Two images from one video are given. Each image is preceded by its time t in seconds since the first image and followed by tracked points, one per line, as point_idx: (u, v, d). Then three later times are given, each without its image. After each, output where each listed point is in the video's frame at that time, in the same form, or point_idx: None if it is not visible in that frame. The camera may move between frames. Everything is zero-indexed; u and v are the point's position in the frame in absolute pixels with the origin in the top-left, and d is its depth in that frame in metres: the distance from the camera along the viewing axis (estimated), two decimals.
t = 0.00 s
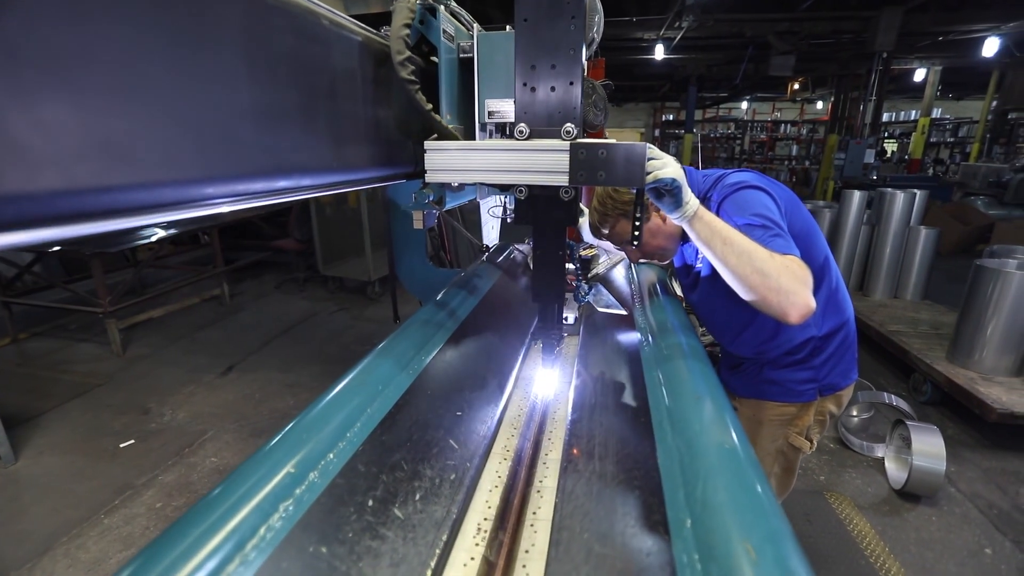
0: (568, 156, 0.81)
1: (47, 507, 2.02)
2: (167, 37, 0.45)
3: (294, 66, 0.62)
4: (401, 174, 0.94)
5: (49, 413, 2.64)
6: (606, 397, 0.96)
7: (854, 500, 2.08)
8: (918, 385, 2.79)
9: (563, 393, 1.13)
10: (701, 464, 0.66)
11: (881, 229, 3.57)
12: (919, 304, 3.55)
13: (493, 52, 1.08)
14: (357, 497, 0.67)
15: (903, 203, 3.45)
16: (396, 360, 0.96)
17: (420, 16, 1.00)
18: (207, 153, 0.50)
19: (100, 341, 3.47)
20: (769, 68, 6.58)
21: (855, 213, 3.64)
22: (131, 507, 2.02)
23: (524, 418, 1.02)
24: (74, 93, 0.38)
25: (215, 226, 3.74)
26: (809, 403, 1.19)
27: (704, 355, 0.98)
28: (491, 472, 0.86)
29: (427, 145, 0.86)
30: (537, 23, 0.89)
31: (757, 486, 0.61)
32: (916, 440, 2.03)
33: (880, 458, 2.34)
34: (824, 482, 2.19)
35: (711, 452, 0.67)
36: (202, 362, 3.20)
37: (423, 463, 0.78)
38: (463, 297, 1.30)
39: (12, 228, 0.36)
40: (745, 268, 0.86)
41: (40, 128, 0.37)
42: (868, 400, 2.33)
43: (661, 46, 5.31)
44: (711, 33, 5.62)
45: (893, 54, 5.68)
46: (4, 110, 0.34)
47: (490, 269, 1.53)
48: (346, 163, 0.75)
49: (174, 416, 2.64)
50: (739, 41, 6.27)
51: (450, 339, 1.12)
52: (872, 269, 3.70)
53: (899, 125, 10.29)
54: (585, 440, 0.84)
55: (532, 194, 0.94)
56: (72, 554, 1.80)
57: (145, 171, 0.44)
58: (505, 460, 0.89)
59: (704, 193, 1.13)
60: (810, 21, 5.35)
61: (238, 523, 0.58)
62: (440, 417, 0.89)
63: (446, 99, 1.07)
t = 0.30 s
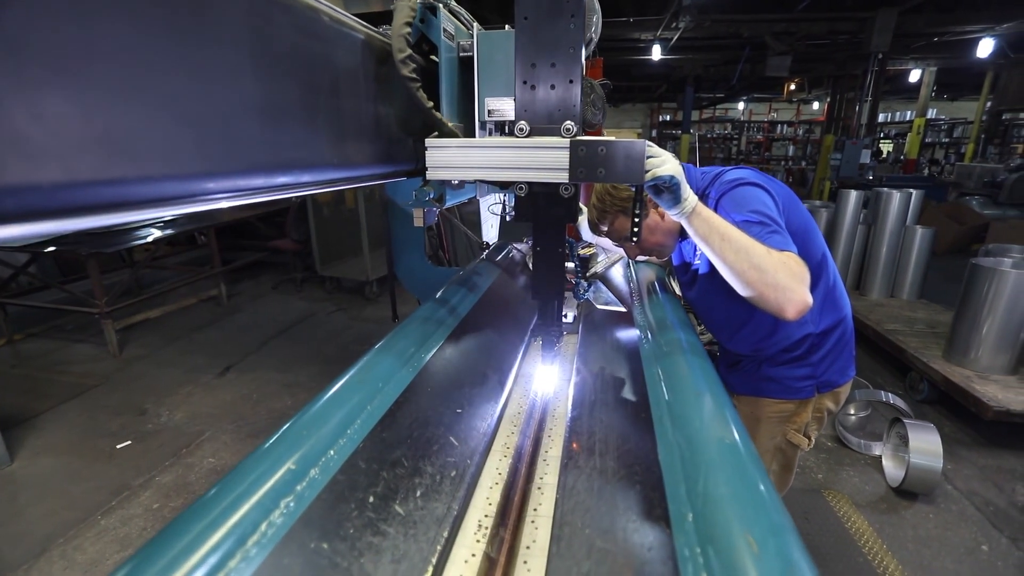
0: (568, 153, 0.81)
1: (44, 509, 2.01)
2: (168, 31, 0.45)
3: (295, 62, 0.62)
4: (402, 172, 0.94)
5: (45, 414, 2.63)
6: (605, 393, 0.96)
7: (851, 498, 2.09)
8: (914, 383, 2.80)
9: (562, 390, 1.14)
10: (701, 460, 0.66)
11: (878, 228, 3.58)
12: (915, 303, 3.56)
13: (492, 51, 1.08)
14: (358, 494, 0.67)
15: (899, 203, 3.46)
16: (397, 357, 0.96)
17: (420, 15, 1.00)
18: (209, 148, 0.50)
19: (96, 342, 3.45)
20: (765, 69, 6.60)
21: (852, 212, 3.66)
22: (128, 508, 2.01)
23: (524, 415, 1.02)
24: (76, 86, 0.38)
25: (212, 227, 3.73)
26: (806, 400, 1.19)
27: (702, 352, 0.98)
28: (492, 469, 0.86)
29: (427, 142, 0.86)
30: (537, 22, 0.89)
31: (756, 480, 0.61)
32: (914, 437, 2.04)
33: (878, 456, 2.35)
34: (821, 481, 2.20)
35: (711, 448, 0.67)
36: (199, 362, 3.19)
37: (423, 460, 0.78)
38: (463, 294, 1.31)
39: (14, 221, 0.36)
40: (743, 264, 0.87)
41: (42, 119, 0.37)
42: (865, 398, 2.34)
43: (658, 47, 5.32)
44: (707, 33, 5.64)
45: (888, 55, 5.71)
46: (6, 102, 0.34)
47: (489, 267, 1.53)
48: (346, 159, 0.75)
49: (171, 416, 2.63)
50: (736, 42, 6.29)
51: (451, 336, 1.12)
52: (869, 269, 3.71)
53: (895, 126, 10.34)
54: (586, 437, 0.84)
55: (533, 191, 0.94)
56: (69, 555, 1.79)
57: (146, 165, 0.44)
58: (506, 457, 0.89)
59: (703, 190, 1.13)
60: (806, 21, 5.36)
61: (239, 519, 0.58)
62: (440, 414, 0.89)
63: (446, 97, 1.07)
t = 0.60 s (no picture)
0: (567, 149, 0.80)
1: (40, 509, 2.00)
2: (164, 22, 0.44)
3: (293, 55, 0.61)
4: (401, 169, 0.94)
5: (42, 415, 2.61)
6: (605, 390, 0.96)
7: (850, 497, 2.09)
8: (912, 382, 2.80)
9: (561, 387, 1.13)
10: (701, 455, 0.66)
11: (875, 228, 3.59)
12: (912, 302, 3.57)
13: (491, 48, 1.08)
14: (357, 491, 0.67)
15: (896, 203, 3.47)
16: (395, 353, 0.96)
17: (420, 12, 0.99)
18: (206, 140, 0.50)
19: (93, 343, 3.43)
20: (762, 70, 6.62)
21: (849, 212, 3.67)
22: (125, 508, 2.00)
23: (524, 413, 1.02)
24: (72, 76, 0.38)
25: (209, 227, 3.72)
26: (805, 397, 1.19)
27: (700, 348, 0.98)
28: (490, 466, 0.85)
29: (427, 138, 0.86)
30: (537, 19, 0.89)
31: (757, 475, 0.61)
32: (912, 436, 2.04)
33: (876, 455, 2.35)
34: (820, 479, 2.20)
35: (712, 443, 0.67)
36: (196, 363, 3.17)
37: (422, 457, 0.78)
38: (462, 291, 1.31)
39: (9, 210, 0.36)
40: (740, 260, 0.87)
41: (35, 107, 0.36)
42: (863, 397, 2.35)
43: (655, 47, 5.32)
44: (705, 34, 5.64)
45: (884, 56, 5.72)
46: None
47: (489, 264, 1.54)
48: (345, 155, 0.75)
49: (168, 416, 2.62)
50: (733, 42, 6.30)
51: (450, 332, 1.12)
52: (866, 268, 3.72)
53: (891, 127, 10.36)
54: (585, 434, 0.84)
55: (532, 186, 0.94)
56: (65, 556, 1.78)
57: (143, 156, 0.44)
58: (505, 455, 0.89)
59: (704, 186, 1.13)
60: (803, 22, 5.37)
61: (236, 515, 0.57)
62: (440, 411, 0.88)
63: (445, 95, 1.07)
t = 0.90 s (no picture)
0: (567, 145, 0.80)
1: (36, 511, 1.99)
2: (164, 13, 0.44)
3: (293, 49, 0.61)
4: (401, 166, 0.94)
5: (38, 416, 2.60)
6: (605, 386, 0.96)
7: (848, 495, 2.09)
8: (910, 381, 2.81)
9: (559, 384, 1.13)
10: (703, 450, 0.66)
11: (872, 228, 3.59)
12: (910, 302, 3.58)
13: (491, 46, 1.08)
14: (356, 488, 0.66)
15: (893, 203, 3.47)
16: (394, 348, 0.95)
17: (419, 10, 0.99)
18: (205, 132, 0.50)
19: (89, 344, 3.42)
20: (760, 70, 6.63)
21: (846, 212, 3.67)
22: (122, 510, 1.99)
23: (523, 411, 1.01)
24: (69, 65, 0.38)
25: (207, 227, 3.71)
26: (804, 394, 1.19)
27: (700, 345, 0.98)
28: (490, 463, 0.85)
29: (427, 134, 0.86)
30: (537, 17, 0.89)
31: (758, 470, 0.61)
32: (910, 435, 2.04)
33: (874, 454, 2.36)
34: (819, 478, 2.20)
35: (713, 438, 0.67)
36: (194, 364, 3.16)
37: (422, 454, 0.77)
38: (462, 289, 1.31)
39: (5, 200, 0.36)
40: (739, 256, 0.87)
41: (33, 95, 0.36)
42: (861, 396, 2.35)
43: (653, 48, 5.31)
44: (702, 35, 5.65)
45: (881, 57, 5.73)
46: None
47: (488, 263, 1.54)
48: (345, 150, 0.74)
49: (166, 417, 2.61)
50: (730, 43, 6.31)
51: (450, 329, 1.12)
52: (864, 268, 3.72)
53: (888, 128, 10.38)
54: (585, 430, 0.83)
55: (532, 183, 0.93)
56: (61, 557, 1.77)
57: (141, 148, 0.44)
58: (504, 452, 0.88)
59: (703, 184, 1.13)
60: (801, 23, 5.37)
61: (234, 511, 0.57)
62: (439, 408, 0.88)
63: (445, 91, 1.07)
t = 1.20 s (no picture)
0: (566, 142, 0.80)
1: (31, 513, 1.98)
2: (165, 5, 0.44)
3: (293, 45, 0.61)
4: (401, 165, 0.94)
5: (34, 418, 2.59)
6: (604, 383, 0.96)
7: (847, 495, 2.09)
8: (907, 382, 2.82)
9: (558, 381, 1.13)
10: (702, 446, 0.66)
11: (869, 230, 3.61)
12: (906, 304, 3.59)
13: (490, 46, 1.08)
14: (354, 484, 0.66)
15: (890, 205, 3.49)
16: (393, 346, 0.95)
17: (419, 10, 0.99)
18: (205, 126, 0.50)
19: (86, 345, 3.41)
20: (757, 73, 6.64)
21: (843, 214, 3.69)
22: (118, 512, 1.98)
23: (522, 409, 1.01)
24: (70, 57, 0.38)
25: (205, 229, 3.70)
26: (802, 393, 1.20)
27: (699, 343, 0.98)
28: (489, 461, 0.85)
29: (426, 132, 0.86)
30: (536, 16, 0.90)
31: (757, 465, 0.61)
32: (908, 434, 2.05)
33: (872, 454, 2.36)
34: (817, 479, 2.20)
35: (712, 435, 0.67)
36: (191, 365, 3.15)
37: (420, 451, 0.77)
38: (461, 287, 1.31)
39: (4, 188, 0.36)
40: (736, 254, 0.87)
41: (33, 85, 0.36)
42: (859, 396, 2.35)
43: (650, 51, 5.32)
44: (699, 37, 5.66)
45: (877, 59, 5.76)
46: None
47: (486, 263, 1.55)
48: (345, 147, 0.74)
49: (163, 419, 2.60)
50: (727, 46, 6.33)
51: (449, 326, 1.12)
52: (861, 270, 3.73)
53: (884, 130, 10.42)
54: (584, 427, 0.83)
55: (530, 182, 0.94)
56: (56, 560, 1.76)
57: (141, 139, 0.44)
58: (503, 450, 0.88)
59: (700, 183, 1.13)
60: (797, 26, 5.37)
61: (232, 506, 0.56)
62: (438, 405, 0.88)
63: (444, 91, 1.07)
